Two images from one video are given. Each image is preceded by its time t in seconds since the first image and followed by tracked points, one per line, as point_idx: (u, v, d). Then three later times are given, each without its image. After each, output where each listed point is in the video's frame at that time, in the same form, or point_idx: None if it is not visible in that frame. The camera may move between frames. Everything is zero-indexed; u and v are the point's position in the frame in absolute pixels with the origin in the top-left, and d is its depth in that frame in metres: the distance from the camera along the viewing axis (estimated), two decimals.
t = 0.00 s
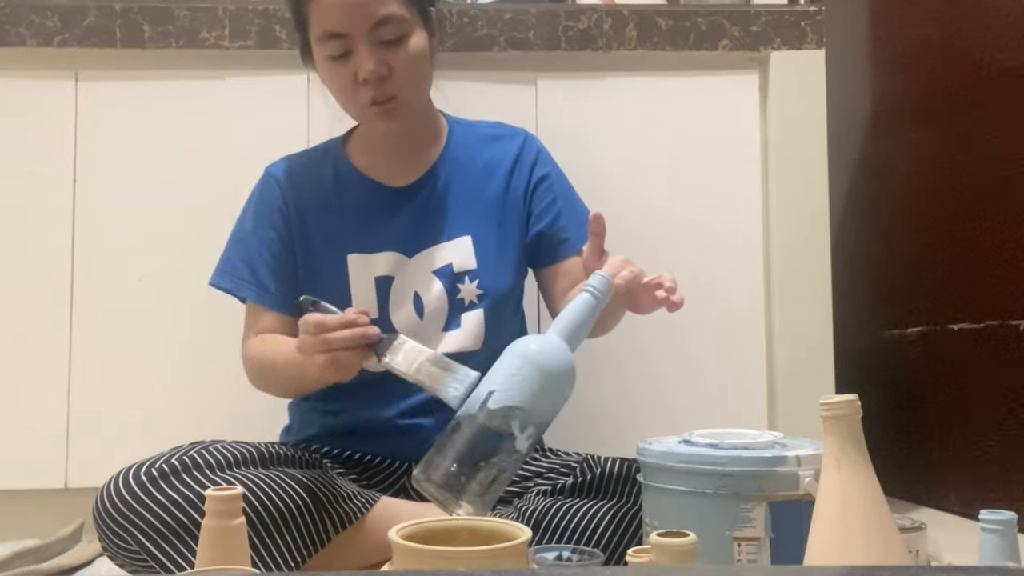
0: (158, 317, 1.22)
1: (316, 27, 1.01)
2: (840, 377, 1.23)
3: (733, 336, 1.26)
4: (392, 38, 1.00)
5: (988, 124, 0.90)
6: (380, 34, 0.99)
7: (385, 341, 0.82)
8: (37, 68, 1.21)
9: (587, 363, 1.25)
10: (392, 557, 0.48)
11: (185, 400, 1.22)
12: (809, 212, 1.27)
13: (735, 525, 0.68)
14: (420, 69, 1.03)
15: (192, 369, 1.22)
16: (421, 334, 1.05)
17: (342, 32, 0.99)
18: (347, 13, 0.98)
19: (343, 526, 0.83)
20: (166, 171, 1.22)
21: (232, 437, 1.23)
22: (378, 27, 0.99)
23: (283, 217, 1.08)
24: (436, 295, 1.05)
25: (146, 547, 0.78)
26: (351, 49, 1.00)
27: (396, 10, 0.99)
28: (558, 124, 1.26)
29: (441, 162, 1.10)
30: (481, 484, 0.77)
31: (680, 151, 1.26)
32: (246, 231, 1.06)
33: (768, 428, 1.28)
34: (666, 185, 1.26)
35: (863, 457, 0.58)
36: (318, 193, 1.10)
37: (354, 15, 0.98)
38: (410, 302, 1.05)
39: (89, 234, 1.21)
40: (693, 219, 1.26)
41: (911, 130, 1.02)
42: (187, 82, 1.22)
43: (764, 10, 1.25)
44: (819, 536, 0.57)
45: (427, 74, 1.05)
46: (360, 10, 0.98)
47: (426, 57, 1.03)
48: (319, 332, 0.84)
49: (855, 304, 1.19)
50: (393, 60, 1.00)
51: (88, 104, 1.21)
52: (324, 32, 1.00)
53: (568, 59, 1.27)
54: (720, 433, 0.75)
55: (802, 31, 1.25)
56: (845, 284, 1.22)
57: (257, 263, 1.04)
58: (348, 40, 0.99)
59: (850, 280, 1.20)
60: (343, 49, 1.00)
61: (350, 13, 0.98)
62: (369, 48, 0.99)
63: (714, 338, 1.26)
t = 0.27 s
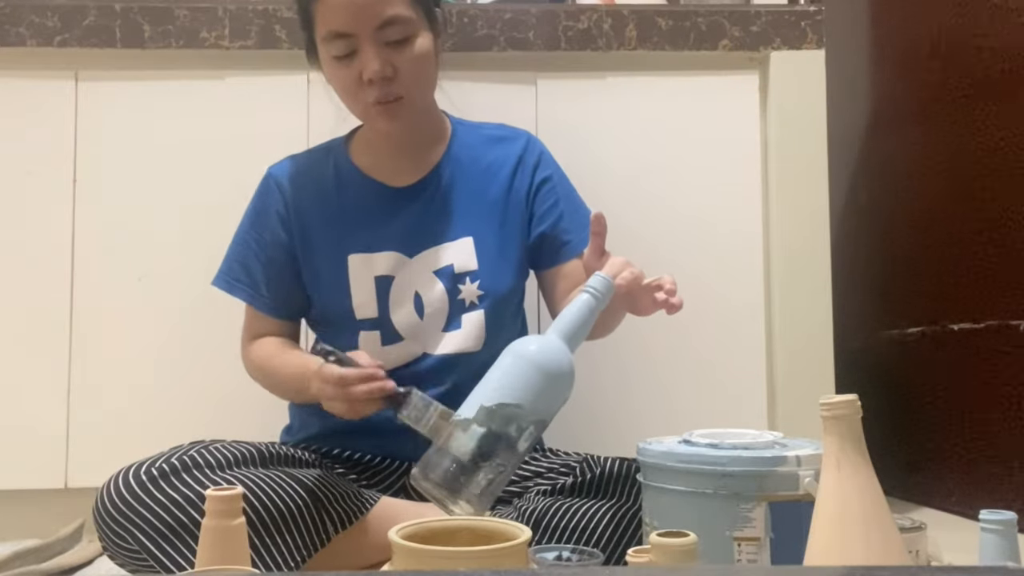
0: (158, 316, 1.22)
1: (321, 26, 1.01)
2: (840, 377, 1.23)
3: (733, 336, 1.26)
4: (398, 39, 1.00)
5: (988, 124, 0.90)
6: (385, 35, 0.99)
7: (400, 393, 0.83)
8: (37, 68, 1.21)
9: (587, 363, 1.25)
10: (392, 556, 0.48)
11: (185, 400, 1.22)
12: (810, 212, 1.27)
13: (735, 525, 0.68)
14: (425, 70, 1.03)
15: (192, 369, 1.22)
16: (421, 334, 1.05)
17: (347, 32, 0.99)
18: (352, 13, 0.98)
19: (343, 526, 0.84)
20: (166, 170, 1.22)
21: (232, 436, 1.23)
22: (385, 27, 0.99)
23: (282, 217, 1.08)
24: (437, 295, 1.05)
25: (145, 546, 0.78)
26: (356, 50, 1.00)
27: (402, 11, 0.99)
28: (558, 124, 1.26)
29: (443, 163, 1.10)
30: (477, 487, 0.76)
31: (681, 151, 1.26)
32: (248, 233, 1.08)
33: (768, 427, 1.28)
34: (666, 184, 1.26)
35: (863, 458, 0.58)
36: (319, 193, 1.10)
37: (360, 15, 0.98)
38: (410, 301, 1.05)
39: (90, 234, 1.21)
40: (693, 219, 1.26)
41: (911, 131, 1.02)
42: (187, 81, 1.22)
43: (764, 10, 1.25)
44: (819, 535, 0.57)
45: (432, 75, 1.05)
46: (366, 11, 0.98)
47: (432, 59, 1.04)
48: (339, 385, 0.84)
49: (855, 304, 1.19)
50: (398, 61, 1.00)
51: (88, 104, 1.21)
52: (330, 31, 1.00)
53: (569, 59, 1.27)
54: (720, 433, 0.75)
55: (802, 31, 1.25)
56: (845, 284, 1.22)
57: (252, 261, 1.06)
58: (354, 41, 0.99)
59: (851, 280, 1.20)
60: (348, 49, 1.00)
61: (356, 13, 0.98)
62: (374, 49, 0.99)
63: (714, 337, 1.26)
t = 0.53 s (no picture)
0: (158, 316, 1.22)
1: (329, 23, 1.01)
2: (839, 377, 1.23)
3: (733, 336, 1.26)
4: (405, 37, 1.00)
5: (988, 123, 0.90)
6: (393, 33, 0.99)
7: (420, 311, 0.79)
8: (37, 68, 1.21)
9: (587, 363, 1.25)
10: (392, 556, 0.48)
11: (185, 400, 1.22)
12: (810, 211, 1.27)
13: (735, 525, 0.68)
14: (431, 69, 1.03)
15: (192, 369, 1.22)
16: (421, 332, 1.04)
17: (356, 29, 0.99)
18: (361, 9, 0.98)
19: (343, 526, 0.83)
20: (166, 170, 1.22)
21: (232, 436, 1.23)
22: (393, 25, 0.99)
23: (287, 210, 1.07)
24: (438, 293, 1.05)
25: (145, 547, 0.78)
26: (363, 47, 1.00)
27: (409, 10, 1.00)
28: (558, 123, 1.26)
29: (445, 164, 1.10)
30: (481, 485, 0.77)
31: (681, 150, 1.26)
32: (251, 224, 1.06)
33: (768, 428, 1.27)
34: (666, 184, 1.26)
35: (863, 457, 0.58)
36: (319, 193, 1.10)
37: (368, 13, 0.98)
38: (410, 300, 1.05)
39: (90, 234, 1.21)
40: (693, 219, 1.26)
41: (911, 131, 1.02)
42: (187, 81, 1.22)
43: (764, 10, 1.25)
44: (819, 535, 0.57)
45: (438, 75, 1.05)
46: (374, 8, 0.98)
47: (438, 58, 1.04)
48: (351, 304, 0.82)
49: (855, 304, 1.19)
50: (405, 59, 1.00)
51: (88, 104, 1.21)
52: (338, 28, 1.00)
53: (569, 59, 1.27)
54: (720, 433, 0.75)
55: (802, 31, 1.25)
56: (845, 284, 1.22)
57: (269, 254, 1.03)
58: (361, 38, 1.00)
59: (851, 280, 1.20)
60: (355, 46, 1.00)
61: (364, 10, 0.98)
62: (381, 47, 1.00)
63: (714, 337, 1.26)
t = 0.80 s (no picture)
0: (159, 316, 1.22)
1: (338, 21, 1.02)
2: (839, 377, 1.23)
3: (734, 336, 1.26)
4: (413, 36, 1.01)
5: (988, 123, 0.90)
6: (402, 32, 1.00)
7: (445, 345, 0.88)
8: (37, 68, 1.21)
9: (587, 363, 1.25)
10: (392, 556, 0.48)
11: (185, 400, 1.22)
12: (810, 211, 1.27)
13: (735, 525, 0.68)
14: (438, 69, 1.04)
15: (192, 369, 1.22)
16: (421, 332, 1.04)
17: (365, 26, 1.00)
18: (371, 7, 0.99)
19: (343, 526, 0.83)
20: (166, 170, 1.22)
21: (232, 437, 1.23)
22: (403, 24, 1.00)
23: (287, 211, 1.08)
24: (438, 294, 1.05)
25: (146, 547, 0.78)
26: (372, 45, 1.00)
27: (419, 10, 1.00)
28: (558, 124, 1.26)
29: (445, 164, 1.10)
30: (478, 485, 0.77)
31: (681, 150, 1.26)
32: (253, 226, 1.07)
33: (768, 428, 1.27)
34: (666, 184, 1.26)
35: (863, 458, 0.58)
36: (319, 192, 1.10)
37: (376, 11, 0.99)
38: (411, 299, 1.05)
39: (90, 234, 1.21)
40: (693, 219, 1.26)
41: (911, 131, 1.02)
42: (188, 81, 1.22)
43: (763, 10, 1.25)
44: (819, 534, 0.57)
45: (444, 75, 1.05)
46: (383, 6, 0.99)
47: (444, 59, 1.04)
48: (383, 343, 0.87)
49: (856, 304, 1.19)
50: (412, 57, 1.01)
51: (88, 104, 1.21)
52: (347, 25, 1.00)
53: (569, 59, 1.27)
54: (720, 433, 0.75)
55: (802, 31, 1.25)
56: (845, 284, 1.22)
57: (262, 256, 1.05)
58: (370, 36, 1.00)
59: (851, 280, 1.20)
60: (364, 43, 1.00)
61: (373, 8, 0.99)
62: (389, 44, 1.00)
63: (714, 337, 1.26)
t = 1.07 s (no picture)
0: (159, 316, 1.22)
1: (343, 18, 1.02)
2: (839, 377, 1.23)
3: (734, 336, 1.26)
4: (418, 35, 1.01)
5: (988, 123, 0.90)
6: (407, 29, 1.00)
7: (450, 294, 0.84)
8: (37, 68, 1.21)
9: (588, 363, 1.25)
10: (392, 557, 0.48)
11: (185, 400, 1.22)
12: (810, 211, 1.27)
13: (735, 525, 0.68)
14: (442, 67, 1.04)
15: (192, 369, 1.22)
16: (419, 330, 1.03)
17: (371, 23, 1.00)
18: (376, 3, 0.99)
19: (343, 526, 0.83)
20: (166, 170, 1.22)
21: (232, 436, 1.23)
22: (409, 21, 1.00)
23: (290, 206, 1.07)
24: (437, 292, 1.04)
25: (145, 547, 0.78)
26: (377, 41, 1.00)
27: (425, 8, 1.01)
28: (558, 123, 1.26)
29: (445, 164, 1.11)
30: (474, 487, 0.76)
31: (681, 150, 1.26)
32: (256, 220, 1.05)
33: (768, 427, 1.27)
34: (666, 183, 1.26)
35: (862, 458, 0.58)
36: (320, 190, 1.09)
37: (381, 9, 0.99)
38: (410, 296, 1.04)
39: (90, 234, 1.21)
40: (693, 219, 1.26)
41: (911, 131, 1.02)
42: (188, 81, 1.22)
43: (763, 10, 1.25)
44: (819, 534, 0.57)
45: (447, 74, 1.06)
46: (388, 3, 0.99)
47: (448, 59, 1.04)
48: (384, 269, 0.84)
49: (856, 303, 1.19)
50: (417, 54, 1.01)
51: (88, 104, 1.21)
52: (353, 20, 1.00)
53: (570, 59, 1.27)
54: (720, 433, 0.75)
55: (802, 31, 1.25)
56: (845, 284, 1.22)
57: (267, 250, 1.03)
58: (375, 33, 1.00)
59: (851, 280, 1.20)
60: (369, 39, 1.01)
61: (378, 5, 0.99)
62: (394, 41, 1.00)
63: (714, 337, 1.26)
